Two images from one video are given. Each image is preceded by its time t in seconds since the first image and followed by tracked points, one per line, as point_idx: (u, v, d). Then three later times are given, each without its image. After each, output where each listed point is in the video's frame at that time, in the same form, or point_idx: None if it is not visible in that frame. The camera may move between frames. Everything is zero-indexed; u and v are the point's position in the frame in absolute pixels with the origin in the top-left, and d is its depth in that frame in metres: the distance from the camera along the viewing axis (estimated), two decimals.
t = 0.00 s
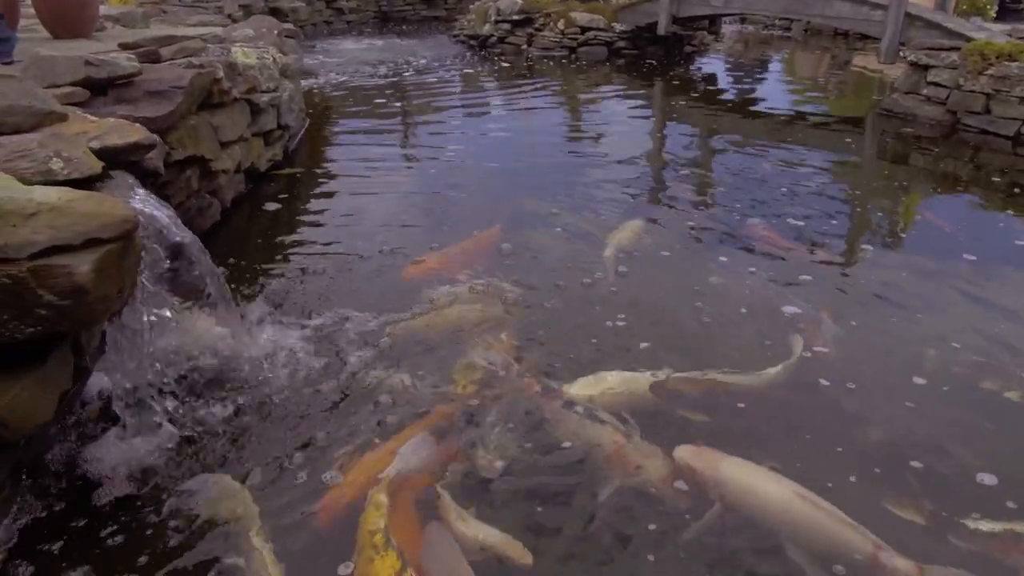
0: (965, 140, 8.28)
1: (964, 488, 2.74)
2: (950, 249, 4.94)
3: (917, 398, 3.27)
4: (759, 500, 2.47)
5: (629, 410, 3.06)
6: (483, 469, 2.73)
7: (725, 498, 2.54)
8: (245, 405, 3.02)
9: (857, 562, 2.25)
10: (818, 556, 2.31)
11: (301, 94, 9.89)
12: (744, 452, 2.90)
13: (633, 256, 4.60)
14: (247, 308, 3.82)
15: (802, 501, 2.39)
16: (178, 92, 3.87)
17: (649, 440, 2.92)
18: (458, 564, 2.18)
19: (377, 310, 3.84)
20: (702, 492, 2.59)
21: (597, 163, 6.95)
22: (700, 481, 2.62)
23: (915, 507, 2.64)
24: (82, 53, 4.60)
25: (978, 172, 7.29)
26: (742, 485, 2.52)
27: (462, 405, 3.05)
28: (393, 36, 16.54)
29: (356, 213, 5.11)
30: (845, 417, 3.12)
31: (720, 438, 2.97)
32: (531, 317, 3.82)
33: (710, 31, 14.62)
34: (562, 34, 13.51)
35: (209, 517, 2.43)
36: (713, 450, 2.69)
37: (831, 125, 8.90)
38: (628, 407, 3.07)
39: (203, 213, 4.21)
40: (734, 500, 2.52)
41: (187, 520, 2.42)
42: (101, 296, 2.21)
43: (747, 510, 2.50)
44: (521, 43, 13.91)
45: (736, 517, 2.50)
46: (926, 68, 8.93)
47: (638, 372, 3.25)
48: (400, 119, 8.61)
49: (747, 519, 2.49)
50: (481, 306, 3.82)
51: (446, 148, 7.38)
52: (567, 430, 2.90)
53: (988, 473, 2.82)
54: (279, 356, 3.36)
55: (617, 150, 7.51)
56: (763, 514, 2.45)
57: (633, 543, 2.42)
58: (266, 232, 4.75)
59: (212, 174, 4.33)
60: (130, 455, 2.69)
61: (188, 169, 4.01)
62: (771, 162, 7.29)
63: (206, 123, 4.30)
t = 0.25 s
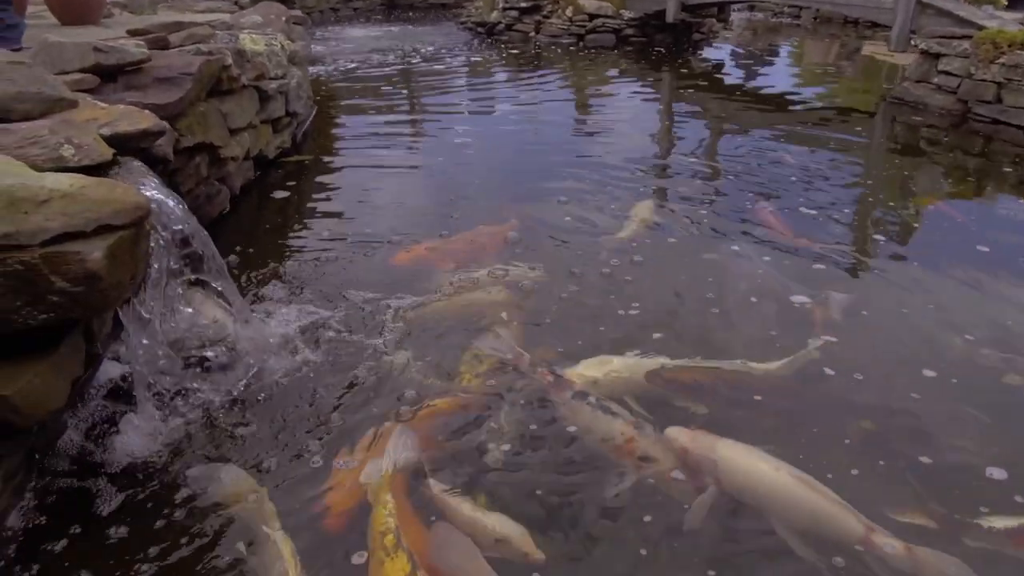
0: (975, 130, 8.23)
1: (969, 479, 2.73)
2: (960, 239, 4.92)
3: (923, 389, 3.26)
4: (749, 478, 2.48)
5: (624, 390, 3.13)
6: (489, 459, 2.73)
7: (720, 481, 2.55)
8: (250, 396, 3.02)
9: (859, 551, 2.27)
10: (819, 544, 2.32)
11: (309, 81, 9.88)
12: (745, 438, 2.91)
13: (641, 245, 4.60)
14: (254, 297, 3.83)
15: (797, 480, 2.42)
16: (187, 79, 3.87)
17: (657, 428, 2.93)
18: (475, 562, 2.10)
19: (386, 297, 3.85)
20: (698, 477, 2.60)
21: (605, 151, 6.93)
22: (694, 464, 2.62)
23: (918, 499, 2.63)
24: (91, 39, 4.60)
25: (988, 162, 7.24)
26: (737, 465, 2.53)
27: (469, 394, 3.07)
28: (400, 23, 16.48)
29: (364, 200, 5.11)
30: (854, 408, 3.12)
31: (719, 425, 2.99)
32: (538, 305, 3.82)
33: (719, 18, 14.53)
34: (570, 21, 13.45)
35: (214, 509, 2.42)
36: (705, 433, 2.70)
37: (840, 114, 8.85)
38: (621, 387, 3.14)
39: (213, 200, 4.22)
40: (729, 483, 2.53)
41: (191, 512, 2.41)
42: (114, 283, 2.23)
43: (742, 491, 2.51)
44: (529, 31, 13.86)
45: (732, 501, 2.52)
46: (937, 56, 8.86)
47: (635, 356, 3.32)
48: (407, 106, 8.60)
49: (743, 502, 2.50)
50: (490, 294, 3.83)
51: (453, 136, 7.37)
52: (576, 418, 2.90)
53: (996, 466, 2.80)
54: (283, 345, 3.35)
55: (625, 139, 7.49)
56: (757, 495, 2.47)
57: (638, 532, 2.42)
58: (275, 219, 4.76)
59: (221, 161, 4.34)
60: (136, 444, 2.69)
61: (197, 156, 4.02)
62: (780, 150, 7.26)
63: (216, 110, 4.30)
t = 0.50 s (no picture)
0: (988, 122, 8.16)
1: (975, 475, 2.72)
2: (972, 233, 4.89)
3: (933, 383, 3.25)
4: (746, 465, 2.51)
5: (630, 380, 3.15)
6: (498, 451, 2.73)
7: (716, 469, 2.57)
8: (261, 388, 3.02)
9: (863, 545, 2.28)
10: (819, 537, 2.32)
11: (318, 71, 9.88)
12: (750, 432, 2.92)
13: (650, 237, 4.59)
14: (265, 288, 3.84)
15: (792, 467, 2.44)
16: (199, 69, 3.87)
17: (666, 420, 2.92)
18: (497, 562, 2.09)
19: (396, 287, 3.86)
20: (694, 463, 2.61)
21: (615, 143, 6.92)
22: (690, 450, 2.63)
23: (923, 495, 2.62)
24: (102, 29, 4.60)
25: (1001, 155, 7.19)
26: (733, 453, 2.55)
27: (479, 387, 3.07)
28: (409, 13, 16.45)
29: (374, 191, 5.12)
30: (864, 403, 3.11)
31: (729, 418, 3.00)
32: (548, 296, 3.82)
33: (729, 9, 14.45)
34: (579, 12, 13.40)
35: (222, 504, 2.43)
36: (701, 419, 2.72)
37: (851, 106, 8.79)
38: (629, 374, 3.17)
39: (223, 190, 4.23)
40: (725, 471, 2.55)
41: (199, 507, 2.42)
42: (128, 272, 2.23)
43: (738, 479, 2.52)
44: (538, 21, 13.81)
45: (729, 491, 2.53)
46: (949, 48, 8.79)
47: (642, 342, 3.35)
48: (416, 97, 8.58)
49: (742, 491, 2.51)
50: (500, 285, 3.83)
51: (462, 127, 7.36)
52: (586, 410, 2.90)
53: (1007, 464, 2.79)
54: (293, 338, 3.35)
55: (635, 130, 7.46)
56: (753, 483, 2.48)
57: (645, 526, 2.42)
58: (285, 209, 4.77)
59: (232, 151, 4.34)
60: (146, 437, 2.70)
61: (208, 146, 4.02)
62: (790, 142, 7.23)
63: (227, 100, 4.31)
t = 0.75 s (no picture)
0: (1001, 118, 8.09)
1: (983, 474, 2.70)
2: (986, 230, 4.85)
3: (945, 382, 3.22)
4: (747, 455, 2.50)
5: (638, 374, 3.15)
6: (507, 446, 2.73)
7: (716, 462, 2.57)
8: (271, 386, 2.99)
9: (869, 541, 2.27)
10: (823, 536, 2.33)
11: (328, 64, 9.87)
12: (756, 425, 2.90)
13: (661, 233, 4.58)
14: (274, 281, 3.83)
15: (789, 455, 2.45)
16: (210, 61, 3.87)
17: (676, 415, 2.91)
18: (513, 562, 2.09)
19: (406, 281, 3.86)
20: (693, 457, 2.61)
21: (625, 137, 6.88)
22: (689, 445, 2.63)
23: (929, 495, 2.60)
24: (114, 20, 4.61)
25: (1015, 151, 7.13)
26: (733, 444, 2.54)
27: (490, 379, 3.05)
28: (418, 6, 16.42)
29: (384, 185, 5.11)
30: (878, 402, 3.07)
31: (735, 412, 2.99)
32: (558, 291, 3.81)
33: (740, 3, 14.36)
34: (589, 5, 13.35)
35: (231, 506, 2.41)
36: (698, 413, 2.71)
37: (863, 100, 8.73)
38: (639, 366, 3.18)
39: (235, 182, 4.23)
40: (726, 462, 2.55)
41: (209, 508, 2.40)
42: (143, 265, 2.23)
43: (739, 469, 2.52)
44: (548, 14, 13.78)
45: (735, 488, 2.52)
46: (963, 43, 8.72)
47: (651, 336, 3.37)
48: (426, 90, 8.57)
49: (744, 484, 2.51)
50: (510, 280, 3.82)
51: (471, 120, 7.34)
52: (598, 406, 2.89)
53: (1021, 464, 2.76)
54: (303, 334, 3.34)
55: (644, 124, 7.43)
56: (755, 480, 2.48)
57: (658, 525, 2.40)
58: (296, 202, 4.78)
59: (244, 144, 4.34)
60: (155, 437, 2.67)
61: (220, 139, 4.02)
62: (800, 137, 7.19)
63: (238, 93, 4.31)
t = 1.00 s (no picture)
0: (1014, 116, 8.03)
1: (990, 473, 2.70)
2: (998, 230, 4.81)
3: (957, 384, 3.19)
4: (750, 452, 2.56)
5: (648, 373, 3.14)
6: (516, 445, 2.72)
7: (716, 460, 2.59)
8: (285, 382, 2.99)
9: (869, 546, 2.33)
10: (822, 540, 2.37)
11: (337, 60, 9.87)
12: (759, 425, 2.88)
13: (670, 231, 4.56)
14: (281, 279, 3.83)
15: (788, 448, 2.53)
16: (222, 58, 3.88)
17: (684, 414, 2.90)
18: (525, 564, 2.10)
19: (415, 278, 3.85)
20: (691, 457, 2.62)
21: (634, 134, 6.86)
22: (687, 446, 2.64)
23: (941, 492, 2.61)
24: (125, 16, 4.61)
25: None
26: (736, 443, 2.59)
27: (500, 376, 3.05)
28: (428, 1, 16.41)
29: (393, 182, 5.11)
30: (889, 403, 3.05)
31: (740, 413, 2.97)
32: (568, 289, 3.80)
33: None
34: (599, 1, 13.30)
35: (238, 510, 2.39)
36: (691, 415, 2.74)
37: (874, 98, 8.67)
38: (640, 366, 3.15)
39: (245, 179, 4.24)
40: (726, 462, 2.59)
41: (216, 511, 2.38)
42: (156, 263, 2.24)
43: (741, 469, 2.56)
44: (557, 10, 13.74)
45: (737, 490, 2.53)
46: (976, 41, 8.66)
47: (654, 335, 3.34)
48: (435, 86, 8.56)
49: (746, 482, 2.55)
50: (520, 278, 3.81)
51: (480, 117, 7.33)
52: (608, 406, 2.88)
53: None
54: (311, 332, 3.33)
55: (654, 121, 7.41)
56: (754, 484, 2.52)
57: (668, 528, 2.39)
58: (305, 199, 4.78)
59: (254, 141, 4.35)
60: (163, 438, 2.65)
61: (231, 136, 4.03)
62: (810, 135, 7.15)
63: (249, 90, 4.31)
